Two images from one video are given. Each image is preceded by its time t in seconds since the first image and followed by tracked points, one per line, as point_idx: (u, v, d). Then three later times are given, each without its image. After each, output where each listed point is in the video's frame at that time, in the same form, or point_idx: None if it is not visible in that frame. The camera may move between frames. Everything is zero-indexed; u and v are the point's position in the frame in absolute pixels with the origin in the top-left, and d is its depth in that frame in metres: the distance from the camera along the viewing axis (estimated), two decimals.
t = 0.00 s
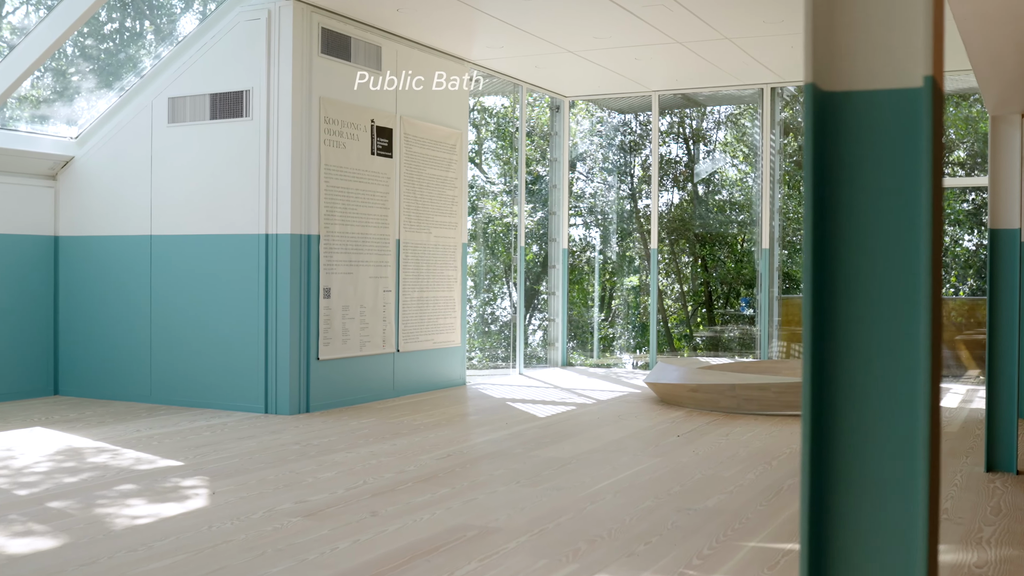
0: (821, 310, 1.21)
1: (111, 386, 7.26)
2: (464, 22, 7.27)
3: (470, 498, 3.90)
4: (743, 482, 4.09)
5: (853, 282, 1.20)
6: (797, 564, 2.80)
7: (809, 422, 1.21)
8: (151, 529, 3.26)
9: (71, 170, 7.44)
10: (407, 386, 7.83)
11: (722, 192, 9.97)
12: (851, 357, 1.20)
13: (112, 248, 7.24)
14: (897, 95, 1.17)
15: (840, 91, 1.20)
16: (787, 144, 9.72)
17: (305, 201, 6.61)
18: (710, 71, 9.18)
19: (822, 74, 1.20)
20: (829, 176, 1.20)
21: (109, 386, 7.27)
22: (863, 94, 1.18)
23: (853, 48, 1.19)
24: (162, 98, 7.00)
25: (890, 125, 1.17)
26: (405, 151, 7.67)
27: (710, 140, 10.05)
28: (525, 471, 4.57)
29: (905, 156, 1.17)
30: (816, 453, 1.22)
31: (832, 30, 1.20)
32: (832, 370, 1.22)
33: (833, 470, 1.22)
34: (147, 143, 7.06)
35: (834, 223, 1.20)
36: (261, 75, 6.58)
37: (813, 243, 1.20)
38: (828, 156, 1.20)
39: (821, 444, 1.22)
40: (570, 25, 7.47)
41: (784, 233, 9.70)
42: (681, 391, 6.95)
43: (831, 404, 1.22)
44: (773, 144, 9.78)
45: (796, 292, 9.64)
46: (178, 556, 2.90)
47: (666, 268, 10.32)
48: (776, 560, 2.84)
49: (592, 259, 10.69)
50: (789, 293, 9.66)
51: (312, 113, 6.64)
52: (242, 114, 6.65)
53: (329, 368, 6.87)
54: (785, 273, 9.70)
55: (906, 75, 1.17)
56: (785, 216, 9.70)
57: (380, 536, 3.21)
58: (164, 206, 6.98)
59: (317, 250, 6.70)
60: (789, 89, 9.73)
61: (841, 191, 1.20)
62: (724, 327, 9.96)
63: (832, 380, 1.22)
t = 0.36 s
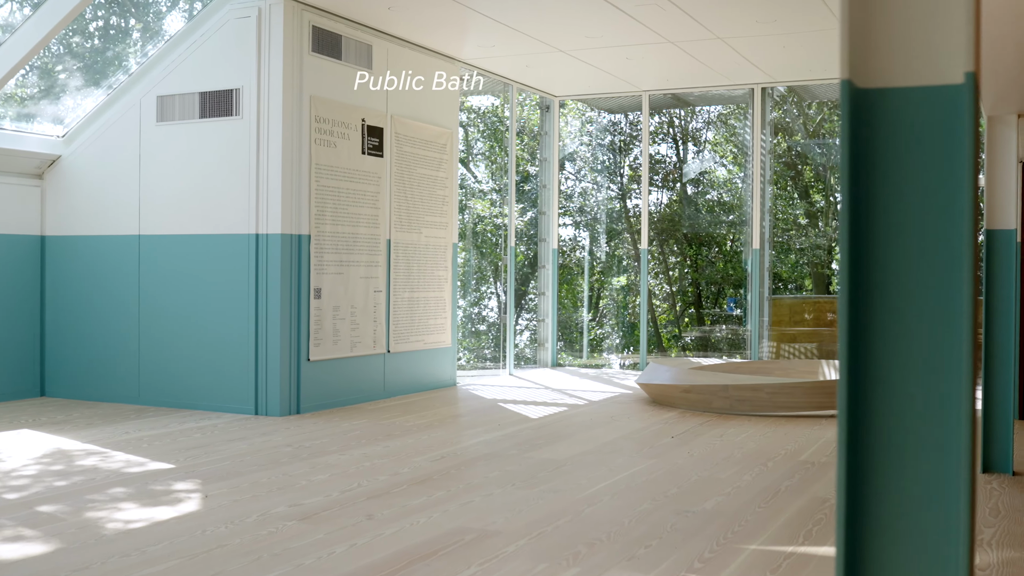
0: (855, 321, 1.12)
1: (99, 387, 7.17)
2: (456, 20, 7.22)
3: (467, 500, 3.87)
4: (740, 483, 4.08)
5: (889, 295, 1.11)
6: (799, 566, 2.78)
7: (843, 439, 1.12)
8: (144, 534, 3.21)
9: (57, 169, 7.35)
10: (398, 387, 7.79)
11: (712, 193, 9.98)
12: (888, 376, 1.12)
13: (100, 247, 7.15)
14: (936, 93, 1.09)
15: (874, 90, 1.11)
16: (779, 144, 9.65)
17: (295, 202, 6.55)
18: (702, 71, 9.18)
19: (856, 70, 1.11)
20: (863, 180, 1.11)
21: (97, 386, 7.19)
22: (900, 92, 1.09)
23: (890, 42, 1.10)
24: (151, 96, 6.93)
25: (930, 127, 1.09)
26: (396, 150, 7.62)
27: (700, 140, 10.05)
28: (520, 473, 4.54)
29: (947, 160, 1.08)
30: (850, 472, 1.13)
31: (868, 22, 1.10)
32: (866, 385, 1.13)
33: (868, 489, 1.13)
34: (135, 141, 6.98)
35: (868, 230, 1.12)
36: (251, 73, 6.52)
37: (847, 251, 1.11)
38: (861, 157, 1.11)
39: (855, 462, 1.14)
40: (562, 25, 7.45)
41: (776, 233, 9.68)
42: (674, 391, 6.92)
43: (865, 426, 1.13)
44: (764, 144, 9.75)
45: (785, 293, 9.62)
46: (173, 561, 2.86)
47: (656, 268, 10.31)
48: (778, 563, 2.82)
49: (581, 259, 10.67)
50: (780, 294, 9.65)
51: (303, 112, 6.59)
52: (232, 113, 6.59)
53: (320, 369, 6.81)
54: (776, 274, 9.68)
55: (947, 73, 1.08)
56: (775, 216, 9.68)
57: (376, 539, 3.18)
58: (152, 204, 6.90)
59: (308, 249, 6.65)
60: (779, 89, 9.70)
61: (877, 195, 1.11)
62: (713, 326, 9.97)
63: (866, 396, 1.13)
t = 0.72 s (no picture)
0: (899, 306, 1.19)
1: (88, 387, 7.08)
2: (449, 18, 7.18)
3: (464, 503, 3.84)
4: (739, 485, 4.07)
5: (931, 284, 1.18)
6: (803, 569, 2.76)
7: (889, 417, 1.19)
8: (139, 538, 3.16)
9: (45, 167, 7.26)
10: (390, 388, 7.75)
11: (702, 193, 9.98)
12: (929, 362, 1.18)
13: (89, 247, 7.07)
14: (977, 91, 1.14)
15: (917, 88, 1.16)
16: (770, 144, 9.66)
17: (286, 202, 6.49)
18: (695, 71, 9.18)
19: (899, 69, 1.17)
20: (906, 174, 1.17)
21: (86, 388, 7.10)
22: (942, 89, 1.15)
23: (930, 45, 1.15)
24: (140, 94, 6.85)
25: (971, 124, 1.15)
26: (388, 149, 7.58)
27: (691, 140, 10.05)
28: (517, 475, 4.51)
29: (988, 154, 1.15)
30: (893, 448, 1.20)
31: (909, 24, 1.16)
32: (907, 371, 1.20)
33: (912, 462, 1.20)
34: (124, 140, 6.91)
35: (910, 223, 1.18)
36: (242, 71, 6.45)
37: (891, 241, 1.17)
38: (905, 153, 1.17)
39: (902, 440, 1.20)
40: (555, 23, 7.42)
41: (768, 232, 9.67)
42: (668, 392, 6.91)
43: (906, 410, 1.20)
44: (755, 144, 9.73)
45: (777, 294, 9.62)
46: (169, 566, 2.81)
47: (647, 268, 10.31)
48: (782, 566, 2.79)
49: (572, 259, 10.65)
50: (771, 294, 9.65)
51: (295, 111, 6.53)
52: (222, 111, 6.52)
53: (312, 370, 6.76)
54: (768, 275, 9.68)
55: (987, 69, 1.14)
56: (767, 216, 9.68)
57: (375, 543, 3.14)
58: (142, 204, 6.82)
59: (299, 249, 6.60)
60: (770, 89, 9.69)
61: (921, 188, 1.17)
62: (703, 326, 9.97)
63: (908, 375, 1.20)
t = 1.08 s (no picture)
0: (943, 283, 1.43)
1: (76, 388, 7.00)
2: (440, 17, 7.14)
3: (461, 506, 3.80)
4: (736, 486, 4.05)
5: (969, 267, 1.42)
6: (805, 572, 2.73)
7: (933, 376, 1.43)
8: (132, 542, 3.11)
9: (32, 166, 7.17)
10: (381, 389, 7.70)
11: (692, 192, 9.97)
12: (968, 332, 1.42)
13: (77, 247, 6.98)
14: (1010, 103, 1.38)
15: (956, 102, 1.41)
16: (761, 144, 9.63)
17: (277, 202, 6.43)
18: (686, 70, 9.18)
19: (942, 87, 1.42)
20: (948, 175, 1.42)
21: (74, 388, 7.02)
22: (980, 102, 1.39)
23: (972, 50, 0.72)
24: (129, 93, 6.77)
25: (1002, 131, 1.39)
26: (379, 149, 7.53)
27: (680, 139, 10.04)
28: (513, 477, 4.48)
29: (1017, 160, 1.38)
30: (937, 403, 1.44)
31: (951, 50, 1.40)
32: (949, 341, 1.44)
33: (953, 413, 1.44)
34: (113, 139, 6.83)
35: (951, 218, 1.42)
36: (232, 70, 6.39)
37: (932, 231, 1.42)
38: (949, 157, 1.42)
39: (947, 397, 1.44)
40: (547, 23, 7.41)
41: (759, 232, 9.65)
42: (660, 392, 6.89)
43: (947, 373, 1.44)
44: (746, 144, 9.71)
45: (768, 294, 9.60)
46: (164, 572, 2.76)
47: (637, 268, 10.30)
48: (784, 569, 2.77)
49: (561, 258, 10.63)
50: (762, 294, 9.63)
51: (286, 110, 6.48)
52: (212, 109, 6.45)
53: (303, 371, 6.70)
54: (758, 275, 9.66)
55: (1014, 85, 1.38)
56: (757, 217, 9.66)
57: (373, 547, 3.10)
58: (130, 203, 6.74)
59: (290, 249, 6.54)
60: (761, 89, 9.67)
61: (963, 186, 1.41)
62: (693, 326, 9.95)
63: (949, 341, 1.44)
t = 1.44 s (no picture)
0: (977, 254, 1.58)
1: (60, 388, 6.90)
2: (429, 15, 7.09)
3: (455, 508, 3.77)
4: (730, 487, 4.04)
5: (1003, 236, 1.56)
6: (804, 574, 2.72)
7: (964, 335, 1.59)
8: (121, 547, 3.05)
9: (14, 164, 7.07)
10: (368, 390, 7.64)
11: (678, 192, 9.98)
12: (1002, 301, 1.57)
13: (61, 245, 6.89)
14: None
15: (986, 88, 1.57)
16: (748, 143, 9.63)
17: (263, 200, 6.36)
18: (673, 70, 9.18)
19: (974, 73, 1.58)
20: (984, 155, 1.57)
21: (58, 389, 6.92)
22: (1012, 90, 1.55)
23: None
24: (113, 90, 6.68)
25: None
26: (366, 148, 7.47)
27: (667, 139, 10.04)
28: (505, 479, 4.45)
29: None
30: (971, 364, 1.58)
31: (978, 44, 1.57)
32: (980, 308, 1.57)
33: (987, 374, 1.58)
34: (97, 137, 6.74)
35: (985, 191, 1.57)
36: (218, 67, 6.31)
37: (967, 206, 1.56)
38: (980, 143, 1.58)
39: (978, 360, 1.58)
40: (536, 21, 7.39)
41: (746, 231, 9.65)
42: (650, 392, 6.87)
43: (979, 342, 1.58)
44: (733, 143, 9.71)
45: (755, 294, 9.59)
46: None
47: (624, 268, 10.30)
48: (783, 571, 2.75)
49: (548, 258, 10.60)
50: (749, 294, 9.62)
51: (272, 108, 6.41)
52: (199, 107, 6.38)
53: (289, 371, 6.64)
54: (744, 274, 9.66)
55: None
56: (744, 216, 9.66)
57: (367, 551, 3.06)
58: (115, 203, 6.66)
59: (277, 247, 6.47)
60: (747, 88, 9.67)
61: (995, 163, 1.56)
62: (679, 326, 9.95)
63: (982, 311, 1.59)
